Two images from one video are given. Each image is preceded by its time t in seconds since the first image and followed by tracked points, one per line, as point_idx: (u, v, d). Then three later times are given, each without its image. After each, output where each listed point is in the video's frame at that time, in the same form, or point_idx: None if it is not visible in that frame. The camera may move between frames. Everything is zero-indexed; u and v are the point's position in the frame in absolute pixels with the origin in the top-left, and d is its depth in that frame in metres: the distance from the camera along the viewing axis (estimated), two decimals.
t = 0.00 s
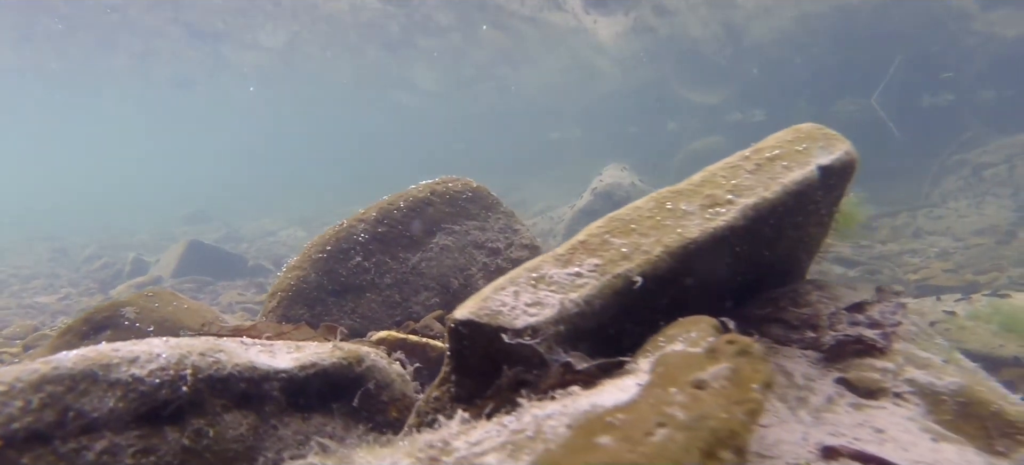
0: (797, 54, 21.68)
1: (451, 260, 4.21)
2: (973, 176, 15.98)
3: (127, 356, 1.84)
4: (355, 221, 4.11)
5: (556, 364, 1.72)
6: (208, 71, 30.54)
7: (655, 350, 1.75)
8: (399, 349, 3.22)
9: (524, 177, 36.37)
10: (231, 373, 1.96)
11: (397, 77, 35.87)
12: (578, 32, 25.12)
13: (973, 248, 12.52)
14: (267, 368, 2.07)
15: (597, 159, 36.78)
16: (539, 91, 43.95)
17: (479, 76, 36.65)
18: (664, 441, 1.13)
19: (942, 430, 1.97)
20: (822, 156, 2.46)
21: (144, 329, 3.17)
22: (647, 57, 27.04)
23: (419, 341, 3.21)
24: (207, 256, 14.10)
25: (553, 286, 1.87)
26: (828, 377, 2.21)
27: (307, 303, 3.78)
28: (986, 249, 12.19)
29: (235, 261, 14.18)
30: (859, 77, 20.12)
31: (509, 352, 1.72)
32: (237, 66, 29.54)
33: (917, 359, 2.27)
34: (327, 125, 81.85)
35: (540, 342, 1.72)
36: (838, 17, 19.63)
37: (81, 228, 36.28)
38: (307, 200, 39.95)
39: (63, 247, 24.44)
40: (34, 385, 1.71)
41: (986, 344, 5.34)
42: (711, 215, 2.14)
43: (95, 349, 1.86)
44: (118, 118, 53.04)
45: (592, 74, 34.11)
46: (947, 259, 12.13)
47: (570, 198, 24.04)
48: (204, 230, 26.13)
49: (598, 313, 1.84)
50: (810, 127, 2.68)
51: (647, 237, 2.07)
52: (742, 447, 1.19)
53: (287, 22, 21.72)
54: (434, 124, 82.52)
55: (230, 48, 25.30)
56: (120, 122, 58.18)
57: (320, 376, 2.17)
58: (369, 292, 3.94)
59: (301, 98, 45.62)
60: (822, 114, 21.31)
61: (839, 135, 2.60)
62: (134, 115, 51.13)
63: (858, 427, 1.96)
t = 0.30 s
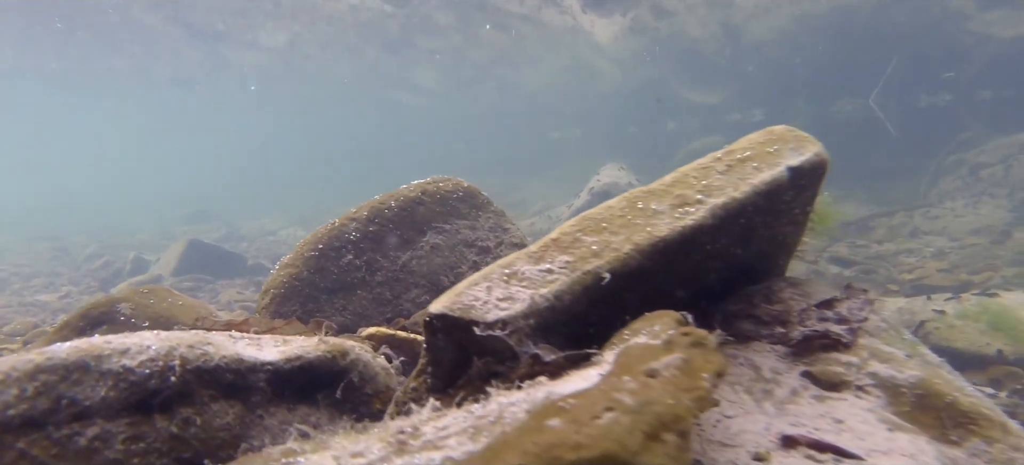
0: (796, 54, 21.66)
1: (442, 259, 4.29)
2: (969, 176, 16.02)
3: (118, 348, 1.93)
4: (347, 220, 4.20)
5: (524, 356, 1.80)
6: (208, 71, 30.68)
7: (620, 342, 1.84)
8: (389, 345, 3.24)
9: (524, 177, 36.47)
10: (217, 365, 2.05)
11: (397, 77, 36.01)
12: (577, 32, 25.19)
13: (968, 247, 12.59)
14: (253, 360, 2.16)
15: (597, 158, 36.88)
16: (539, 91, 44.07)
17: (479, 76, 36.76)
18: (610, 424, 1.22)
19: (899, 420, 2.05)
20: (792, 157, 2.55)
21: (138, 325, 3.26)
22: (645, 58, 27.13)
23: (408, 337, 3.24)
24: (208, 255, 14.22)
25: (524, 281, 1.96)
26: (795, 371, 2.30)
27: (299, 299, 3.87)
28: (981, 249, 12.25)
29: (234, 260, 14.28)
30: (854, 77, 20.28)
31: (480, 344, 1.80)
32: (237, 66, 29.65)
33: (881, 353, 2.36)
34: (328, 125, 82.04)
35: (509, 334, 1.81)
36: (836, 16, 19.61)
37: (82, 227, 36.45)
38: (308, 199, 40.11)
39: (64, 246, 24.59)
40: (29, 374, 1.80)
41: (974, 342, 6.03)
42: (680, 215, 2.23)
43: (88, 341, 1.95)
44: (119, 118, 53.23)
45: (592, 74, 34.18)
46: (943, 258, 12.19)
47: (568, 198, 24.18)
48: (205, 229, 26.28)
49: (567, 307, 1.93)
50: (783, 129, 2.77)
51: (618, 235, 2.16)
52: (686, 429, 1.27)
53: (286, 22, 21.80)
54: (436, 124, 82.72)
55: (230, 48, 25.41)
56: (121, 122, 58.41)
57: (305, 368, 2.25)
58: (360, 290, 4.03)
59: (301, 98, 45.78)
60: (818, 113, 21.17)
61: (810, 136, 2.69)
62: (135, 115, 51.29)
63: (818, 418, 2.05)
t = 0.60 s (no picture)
0: (795, 54, 21.62)
1: (433, 258, 4.37)
2: (966, 177, 16.08)
3: (110, 343, 2.03)
4: (339, 220, 4.29)
5: (498, 349, 1.88)
6: (209, 72, 30.86)
7: (588, 335, 1.92)
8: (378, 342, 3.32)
9: (524, 177, 36.58)
10: (207, 359, 2.14)
11: (398, 78, 36.16)
12: (575, 33, 25.28)
13: (964, 248, 12.65)
14: (241, 354, 2.24)
15: (597, 159, 36.98)
16: (540, 92, 44.22)
17: (478, 77, 36.89)
18: (565, 408, 1.30)
19: (862, 413, 2.14)
20: (765, 158, 2.65)
21: (134, 321, 3.35)
22: (644, 59, 27.23)
23: (396, 335, 3.32)
24: (208, 255, 14.33)
25: (499, 278, 2.05)
26: (765, 366, 2.38)
27: (292, 298, 3.96)
28: (976, 250, 12.31)
29: (234, 259, 14.39)
30: (853, 77, 20.13)
31: (454, 337, 1.89)
32: (238, 66, 29.75)
33: (849, 349, 2.45)
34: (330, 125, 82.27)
35: (483, 328, 1.89)
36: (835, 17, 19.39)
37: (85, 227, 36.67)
38: (309, 199, 40.28)
39: (65, 246, 24.80)
40: (25, 366, 1.89)
41: (964, 342, 6.11)
42: (652, 215, 2.32)
43: (82, 335, 2.04)
44: (120, 118, 53.33)
45: (591, 75, 34.24)
46: (939, 259, 12.23)
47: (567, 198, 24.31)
48: (206, 229, 26.47)
49: (540, 302, 2.02)
50: (758, 132, 2.87)
51: (592, 235, 2.24)
52: (639, 415, 1.35)
53: (285, 23, 21.88)
54: (437, 125, 82.92)
55: (231, 49, 25.57)
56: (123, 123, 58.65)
57: (291, 362, 2.34)
58: (352, 288, 4.11)
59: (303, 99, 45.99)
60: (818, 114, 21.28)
61: (783, 138, 2.78)
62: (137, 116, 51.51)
63: (784, 410, 2.13)
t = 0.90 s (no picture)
0: (794, 54, 21.62)
1: (423, 257, 4.47)
2: (962, 177, 16.15)
3: (102, 337, 2.11)
4: (331, 220, 4.37)
5: (473, 343, 1.97)
6: (209, 72, 30.97)
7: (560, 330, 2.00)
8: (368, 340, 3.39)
9: (524, 177, 36.65)
10: (196, 353, 2.22)
11: (397, 79, 36.27)
12: (573, 34, 25.36)
13: (958, 247, 12.72)
14: (229, 349, 2.31)
15: (596, 159, 37.07)
16: (539, 93, 44.31)
17: (477, 77, 36.97)
18: (523, 397, 1.38)
19: (825, 404, 2.22)
20: (738, 161, 2.74)
21: (128, 318, 3.44)
22: (642, 60, 27.31)
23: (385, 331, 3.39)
24: (207, 255, 14.41)
25: (475, 276, 2.14)
26: (736, 360, 2.47)
27: (285, 296, 4.05)
28: (970, 249, 12.38)
29: (233, 259, 14.49)
30: (852, 77, 20.19)
31: (431, 330, 1.98)
32: (237, 67, 29.76)
33: (816, 344, 2.54)
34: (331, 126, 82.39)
35: (458, 322, 1.98)
36: (831, 18, 19.48)
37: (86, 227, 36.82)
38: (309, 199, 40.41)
39: (66, 246, 24.93)
40: (20, 359, 1.98)
41: (951, 340, 6.21)
42: (625, 215, 2.42)
43: (75, 331, 2.13)
44: (120, 118, 53.36)
45: (590, 76, 34.28)
46: (933, 258, 12.30)
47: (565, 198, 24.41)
48: (206, 229, 26.58)
49: (515, 298, 2.11)
50: (733, 134, 2.96)
51: (567, 234, 2.33)
52: (596, 403, 1.44)
53: (284, 23, 21.91)
54: (437, 125, 83.01)
55: (231, 50, 25.66)
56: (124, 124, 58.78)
57: (278, 357, 2.40)
58: (343, 287, 4.19)
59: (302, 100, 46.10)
60: (816, 114, 21.50)
61: (757, 140, 2.87)
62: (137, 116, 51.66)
63: (750, 402, 2.21)
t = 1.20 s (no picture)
0: (794, 54, 21.63)
1: (414, 255, 4.56)
2: (957, 177, 16.22)
3: (94, 330, 2.21)
4: (323, 219, 4.47)
5: (449, 336, 2.06)
6: (209, 73, 31.08)
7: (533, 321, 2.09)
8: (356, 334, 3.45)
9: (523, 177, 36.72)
10: (185, 346, 2.30)
11: (397, 79, 36.37)
12: (571, 34, 25.41)
13: (952, 246, 12.80)
14: (218, 343, 2.40)
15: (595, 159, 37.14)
16: (538, 93, 44.38)
17: (476, 77, 37.05)
18: (487, 384, 1.47)
19: (791, 395, 2.31)
20: (713, 161, 2.84)
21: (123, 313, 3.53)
22: (641, 59, 27.39)
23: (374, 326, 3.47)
24: (205, 255, 14.47)
25: (452, 271, 2.23)
26: (709, 354, 2.55)
27: (277, 293, 4.13)
28: (964, 248, 12.44)
29: (233, 258, 14.59)
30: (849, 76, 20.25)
31: (409, 324, 2.07)
32: (236, 67, 29.81)
33: (786, 337, 2.63)
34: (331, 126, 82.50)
35: (434, 315, 2.07)
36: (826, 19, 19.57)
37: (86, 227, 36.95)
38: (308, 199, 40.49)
39: (66, 246, 25.04)
40: (14, 351, 2.07)
41: (940, 336, 6.33)
42: (600, 213, 2.51)
43: (69, 324, 2.22)
44: (120, 119, 53.44)
45: (589, 76, 34.34)
46: (928, 257, 12.36)
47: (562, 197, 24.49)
48: (206, 229, 26.69)
49: (491, 293, 2.20)
50: (710, 135, 3.05)
51: (543, 231, 2.43)
52: (557, 390, 1.52)
53: (283, 24, 21.99)
54: (437, 125, 83.11)
55: (230, 50, 25.74)
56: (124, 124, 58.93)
57: (266, 350, 2.48)
58: (335, 284, 4.28)
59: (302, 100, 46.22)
60: (813, 114, 21.74)
61: (733, 140, 2.97)
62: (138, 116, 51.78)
63: (718, 393, 2.30)
